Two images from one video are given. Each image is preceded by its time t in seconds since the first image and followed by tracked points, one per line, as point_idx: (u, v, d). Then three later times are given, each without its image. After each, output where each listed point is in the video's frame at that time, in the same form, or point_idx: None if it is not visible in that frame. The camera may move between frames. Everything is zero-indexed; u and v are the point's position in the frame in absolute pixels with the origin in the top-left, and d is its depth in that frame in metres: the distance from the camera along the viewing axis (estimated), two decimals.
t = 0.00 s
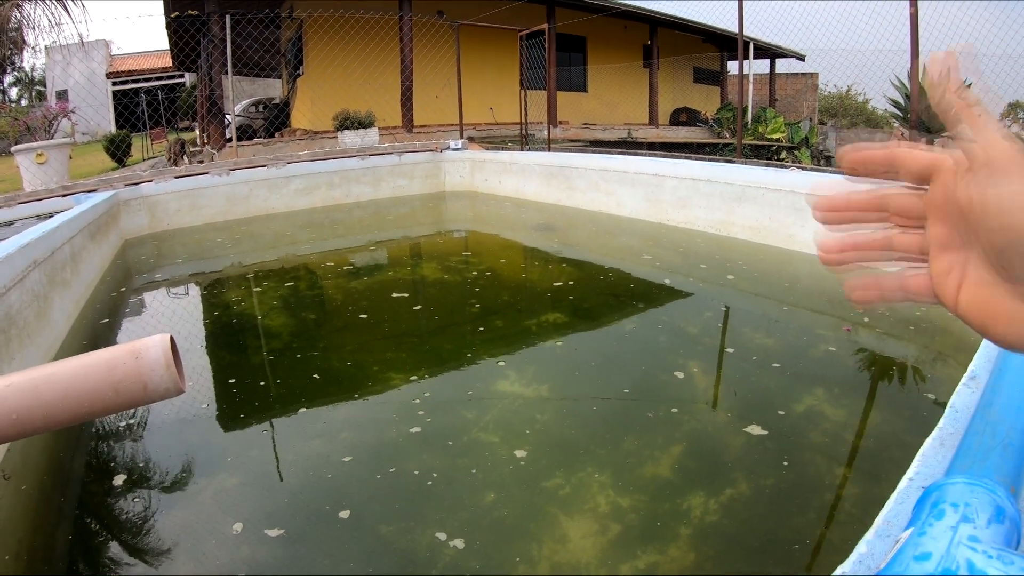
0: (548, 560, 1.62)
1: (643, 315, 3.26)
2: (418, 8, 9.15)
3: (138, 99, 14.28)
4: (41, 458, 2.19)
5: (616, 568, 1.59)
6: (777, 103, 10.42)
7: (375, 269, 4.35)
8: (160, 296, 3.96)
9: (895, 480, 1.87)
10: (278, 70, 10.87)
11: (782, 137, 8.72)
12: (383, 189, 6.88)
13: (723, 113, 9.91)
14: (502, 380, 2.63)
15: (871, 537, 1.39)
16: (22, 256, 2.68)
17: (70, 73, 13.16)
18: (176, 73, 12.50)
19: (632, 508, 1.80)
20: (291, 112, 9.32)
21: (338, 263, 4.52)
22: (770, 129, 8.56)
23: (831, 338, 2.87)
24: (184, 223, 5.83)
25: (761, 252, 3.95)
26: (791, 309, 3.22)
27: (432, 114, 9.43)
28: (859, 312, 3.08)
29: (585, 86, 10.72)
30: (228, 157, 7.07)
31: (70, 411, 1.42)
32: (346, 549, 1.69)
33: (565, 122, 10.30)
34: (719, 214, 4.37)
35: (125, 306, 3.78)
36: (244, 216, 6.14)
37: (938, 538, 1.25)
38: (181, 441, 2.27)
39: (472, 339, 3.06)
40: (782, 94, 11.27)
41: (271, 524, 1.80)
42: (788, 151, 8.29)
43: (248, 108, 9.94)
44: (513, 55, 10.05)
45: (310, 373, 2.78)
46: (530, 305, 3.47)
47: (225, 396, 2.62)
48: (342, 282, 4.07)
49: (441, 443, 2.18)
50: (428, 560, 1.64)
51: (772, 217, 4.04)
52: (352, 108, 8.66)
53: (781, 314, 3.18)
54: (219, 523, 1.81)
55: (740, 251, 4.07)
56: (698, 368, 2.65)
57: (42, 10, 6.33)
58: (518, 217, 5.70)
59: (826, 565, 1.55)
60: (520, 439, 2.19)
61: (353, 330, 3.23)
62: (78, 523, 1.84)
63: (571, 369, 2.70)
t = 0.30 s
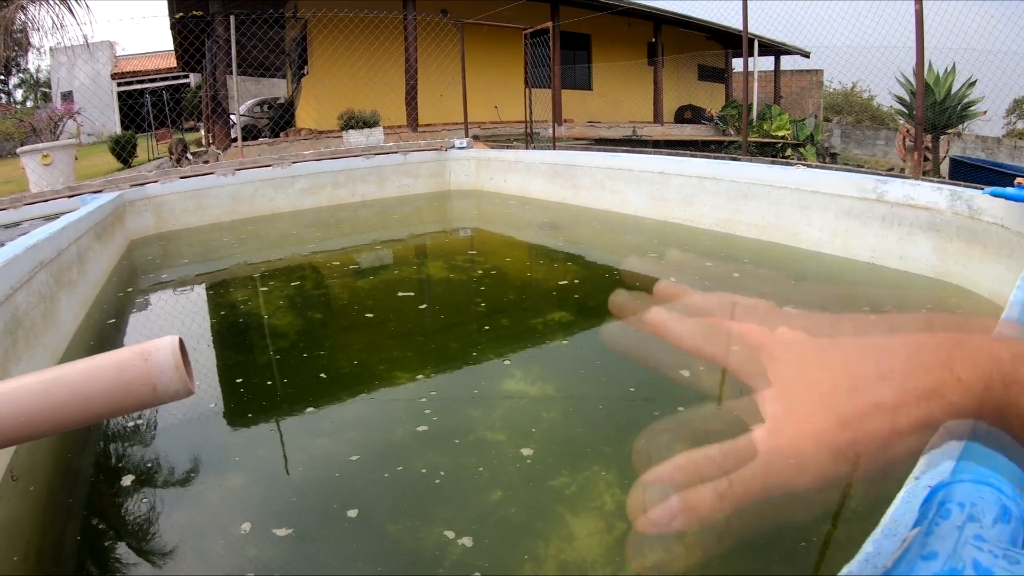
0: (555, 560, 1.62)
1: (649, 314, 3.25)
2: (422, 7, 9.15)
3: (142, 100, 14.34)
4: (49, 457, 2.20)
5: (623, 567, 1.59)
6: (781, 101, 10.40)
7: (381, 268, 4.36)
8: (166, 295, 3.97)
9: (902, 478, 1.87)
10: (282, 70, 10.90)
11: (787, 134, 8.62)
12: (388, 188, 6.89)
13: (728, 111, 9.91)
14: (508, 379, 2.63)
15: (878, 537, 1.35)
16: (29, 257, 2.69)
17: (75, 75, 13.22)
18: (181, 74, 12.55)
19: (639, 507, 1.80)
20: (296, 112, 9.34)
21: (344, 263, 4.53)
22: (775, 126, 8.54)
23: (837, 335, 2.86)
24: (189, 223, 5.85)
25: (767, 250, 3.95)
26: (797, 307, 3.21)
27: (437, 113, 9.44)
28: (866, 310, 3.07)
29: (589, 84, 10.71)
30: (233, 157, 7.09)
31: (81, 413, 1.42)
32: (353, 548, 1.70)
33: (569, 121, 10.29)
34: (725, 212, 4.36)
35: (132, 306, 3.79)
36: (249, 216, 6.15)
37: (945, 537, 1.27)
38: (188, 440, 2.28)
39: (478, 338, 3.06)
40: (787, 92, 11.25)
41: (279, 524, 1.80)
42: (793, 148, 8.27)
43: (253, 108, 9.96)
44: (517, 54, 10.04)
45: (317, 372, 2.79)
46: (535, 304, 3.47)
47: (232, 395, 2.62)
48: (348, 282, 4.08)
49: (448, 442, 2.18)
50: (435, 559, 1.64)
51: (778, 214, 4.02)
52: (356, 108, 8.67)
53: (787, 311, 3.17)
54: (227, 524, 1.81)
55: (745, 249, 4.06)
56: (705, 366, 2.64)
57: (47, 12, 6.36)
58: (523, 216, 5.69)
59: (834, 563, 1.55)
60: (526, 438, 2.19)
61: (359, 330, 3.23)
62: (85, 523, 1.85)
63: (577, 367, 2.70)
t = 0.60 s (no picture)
0: (563, 561, 1.62)
1: (657, 315, 3.25)
2: (429, 7, 9.15)
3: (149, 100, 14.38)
4: (57, 457, 2.20)
5: (631, 568, 1.58)
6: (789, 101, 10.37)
7: (389, 269, 4.36)
8: (174, 295, 3.98)
9: (912, 480, 1.86)
10: (289, 70, 10.92)
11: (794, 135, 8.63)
12: (395, 188, 6.89)
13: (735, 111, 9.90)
14: (516, 379, 2.63)
15: (894, 543, 1.38)
16: (36, 257, 2.69)
17: (83, 75, 13.28)
18: (188, 74, 12.59)
19: (646, 508, 1.80)
20: (302, 112, 9.36)
21: (352, 263, 4.54)
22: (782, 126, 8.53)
23: (845, 337, 2.85)
24: (196, 222, 5.86)
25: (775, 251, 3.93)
26: (805, 308, 3.20)
27: (444, 113, 9.44)
28: (874, 311, 3.06)
29: (596, 84, 10.69)
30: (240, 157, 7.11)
31: (92, 416, 1.42)
32: (362, 548, 1.70)
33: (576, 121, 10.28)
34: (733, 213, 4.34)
35: (140, 305, 3.81)
36: (256, 216, 6.17)
37: (965, 544, 1.23)
38: (196, 440, 2.29)
39: (486, 338, 3.06)
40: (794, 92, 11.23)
41: (288, 524, 1.80)
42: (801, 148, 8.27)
43: (259, 107, 9.98)
44: (523, 54, 10.03)
45: (325, 372, 2.79)
46: (543, 305, 3.46)
47: (240, 395, 2.63)
48: (355, 282, 4.08)
49: (455, 442, 2.19)
50: (443, 560, 1.64)
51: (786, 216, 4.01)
52: (363, 108, 8.68)
53: (795, 312, 3.16)
54: (234, 523, 1.81)
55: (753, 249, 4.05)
56: (712, 368, 2.63)
57: (54, 12, 6.38)
58: (530, 216, 5.69)
59: (842, 565, 1.54)
60: (534, 438, 2.19)
61: (367, 330, 3.24)
62: (92, 523, 1.86)
63: (584, 368, 2.70)
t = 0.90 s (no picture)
0: (564, 560, 1.62)
1: (659, 314, 3.24)
2: (432, 7, 9.16)
3: (154, 100, 14.41)
4: (59, 455, 2.21)
5: (632, 568, 1.58)
6: (792, 101, 10.36)
7: (392, 268, 4.36)
8: (178, 295, 3.99)
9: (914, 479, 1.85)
10: (292, 70, 10.94)
11: (797, 134, 8.63)
12: (399, 188, 6.90)
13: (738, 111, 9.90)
14: (519, 379, 2.63)
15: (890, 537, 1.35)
16: (40, 256, 2.70)
17: (87, 75, 13.33)
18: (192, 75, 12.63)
19: (648, 507, 1.80)
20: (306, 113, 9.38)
21: (355, 262, 4.54)
22: (786, 126, 8.49)
23: (848, 336, 2.84)
24: (200, 222, 5.88)
25: (778, 250, 3.93)
26: (808, 307, 3.19)
27: (447, 113, 9.45)
28: (877, 310, 3.05)
29: (599, 84, 10.69)
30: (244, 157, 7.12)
31: (89, 409, 1.42)
32: (364, 547, 1.70)
33: (579, 121, 10.27)
34: (736, 212, 4.34)
35: (144, 305, 3.82)
36: (259, 215, 6.18)
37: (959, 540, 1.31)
38: (198, 439, 2.29)
39: (488, 337, 3.06)
40: (797, 91, 11.22)
41: (289, 522, 1.81)
42: (805, 147, 8.26)
43: (263, 108, 10.01)
44: (526, 54, 10.04)
45: (327, 371, 2.79)
46: (546, 304, 3.46)
47: (242, 394, 2.63)
48: (358, 281, 4.08)
49: (456, 441, 2.19)
50: (445, 558, 1.65)
51: (789, 215, 4.00)
52: (366, 108, 8.69)
53: (798, 312, 3.16)
54: (237, 522, 1.82)
55: (756, 249, 4.04)
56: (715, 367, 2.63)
57: (59, 13, 6.41)
58: (534, 216, 5.69)
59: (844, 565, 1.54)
60: (536, 438, 2.19)
61: (369, 329, 3.24)
62: (94, 522, 1.86)
63: (586, 368, 2.70)
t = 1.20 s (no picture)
0: (569, 559, 1.62)
1: (663, 312, 3.24)
2: (433, 6, 9.16)
3: (155, 102, 14.42)
4: (64, 456, 2.21)
5: (637, 566, 1.58)
6: (794, 98, 10.34)
7: (395, 268, 4.37)
8: (181, 295, 4.00)
9: (920, 475, 1.85)
10: (294, 70, 10.94)
11: (799, 131, 8.63)
12: (401, 188, 6.90)
13: (739, 108, 9.89)
14: (522, 377, 2.63)
15: (895, 534, 1.37)
16: (42, 258, 2.70)
17: (88, 77, 13.34)
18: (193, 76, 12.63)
19: (652, 505, 1.80)
20: (308, 113, 9.39)
21: (358, 262, 4.55)
22: (788, 123, 8.55)
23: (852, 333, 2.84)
24: (203, 223, 5.89)
25: (781, 247, 3.92)
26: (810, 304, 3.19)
27: (449, 112, 9.44)
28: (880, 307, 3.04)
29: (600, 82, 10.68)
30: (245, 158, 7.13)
31: (96, 411, 1.41)
32: (368, 546, 1.70)
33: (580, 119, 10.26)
34: (738, 209, 4.33)
35: (147, 306, 3.82)
36: (261, 215, 6.18)
37: (964, 536, 1.26)
38: (202, 440, 2.29)
39: (492, 336, 3.06)
40: (799, 88, 11.21)
41: (293, 522, 1.81)
42: (807, 144, 8.25)
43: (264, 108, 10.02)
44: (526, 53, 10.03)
45: (330, 371, 2.79)
46: (549, 303, 3.46)
47: (246, 394, 2.64)
48: (361, 281, 4.09)
49: (459, 440, 2.19)
50: (450, 556, 1.65)
51: (791, 212, 4.00)
52: (367, 107, 8.69)
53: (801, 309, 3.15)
54: (241, 522, 1.82)
55: (759, 246, 4.04)
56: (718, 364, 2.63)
57: (59, 15, 6.41)
58: (536, 214, 5.70)
59: (848, 562, 1.54)
60: (539, 436, 2.19)
61: (373, 329, 3.24)
62: (99, 523, 1.86)
63: (589, 366, 2.70)
